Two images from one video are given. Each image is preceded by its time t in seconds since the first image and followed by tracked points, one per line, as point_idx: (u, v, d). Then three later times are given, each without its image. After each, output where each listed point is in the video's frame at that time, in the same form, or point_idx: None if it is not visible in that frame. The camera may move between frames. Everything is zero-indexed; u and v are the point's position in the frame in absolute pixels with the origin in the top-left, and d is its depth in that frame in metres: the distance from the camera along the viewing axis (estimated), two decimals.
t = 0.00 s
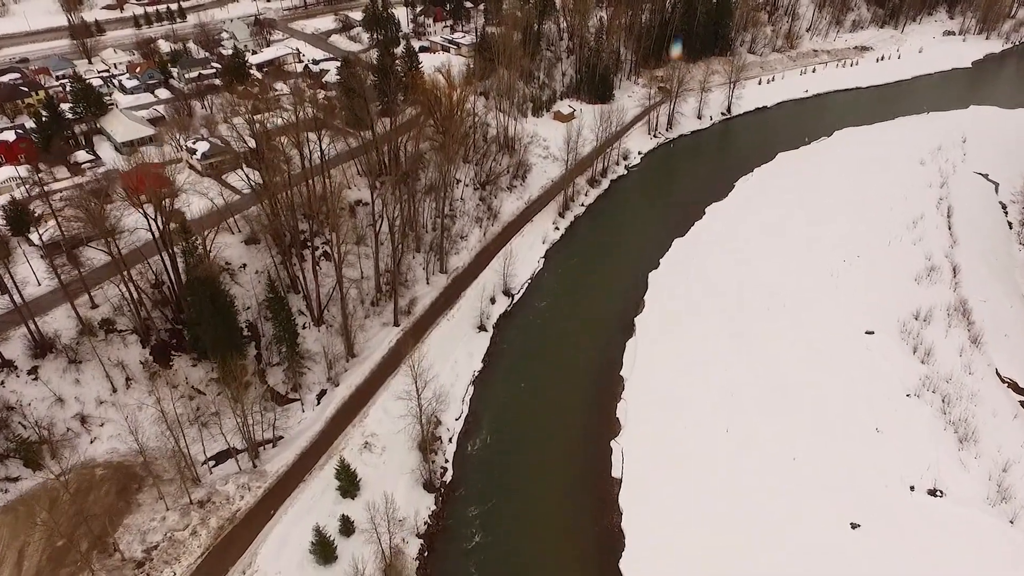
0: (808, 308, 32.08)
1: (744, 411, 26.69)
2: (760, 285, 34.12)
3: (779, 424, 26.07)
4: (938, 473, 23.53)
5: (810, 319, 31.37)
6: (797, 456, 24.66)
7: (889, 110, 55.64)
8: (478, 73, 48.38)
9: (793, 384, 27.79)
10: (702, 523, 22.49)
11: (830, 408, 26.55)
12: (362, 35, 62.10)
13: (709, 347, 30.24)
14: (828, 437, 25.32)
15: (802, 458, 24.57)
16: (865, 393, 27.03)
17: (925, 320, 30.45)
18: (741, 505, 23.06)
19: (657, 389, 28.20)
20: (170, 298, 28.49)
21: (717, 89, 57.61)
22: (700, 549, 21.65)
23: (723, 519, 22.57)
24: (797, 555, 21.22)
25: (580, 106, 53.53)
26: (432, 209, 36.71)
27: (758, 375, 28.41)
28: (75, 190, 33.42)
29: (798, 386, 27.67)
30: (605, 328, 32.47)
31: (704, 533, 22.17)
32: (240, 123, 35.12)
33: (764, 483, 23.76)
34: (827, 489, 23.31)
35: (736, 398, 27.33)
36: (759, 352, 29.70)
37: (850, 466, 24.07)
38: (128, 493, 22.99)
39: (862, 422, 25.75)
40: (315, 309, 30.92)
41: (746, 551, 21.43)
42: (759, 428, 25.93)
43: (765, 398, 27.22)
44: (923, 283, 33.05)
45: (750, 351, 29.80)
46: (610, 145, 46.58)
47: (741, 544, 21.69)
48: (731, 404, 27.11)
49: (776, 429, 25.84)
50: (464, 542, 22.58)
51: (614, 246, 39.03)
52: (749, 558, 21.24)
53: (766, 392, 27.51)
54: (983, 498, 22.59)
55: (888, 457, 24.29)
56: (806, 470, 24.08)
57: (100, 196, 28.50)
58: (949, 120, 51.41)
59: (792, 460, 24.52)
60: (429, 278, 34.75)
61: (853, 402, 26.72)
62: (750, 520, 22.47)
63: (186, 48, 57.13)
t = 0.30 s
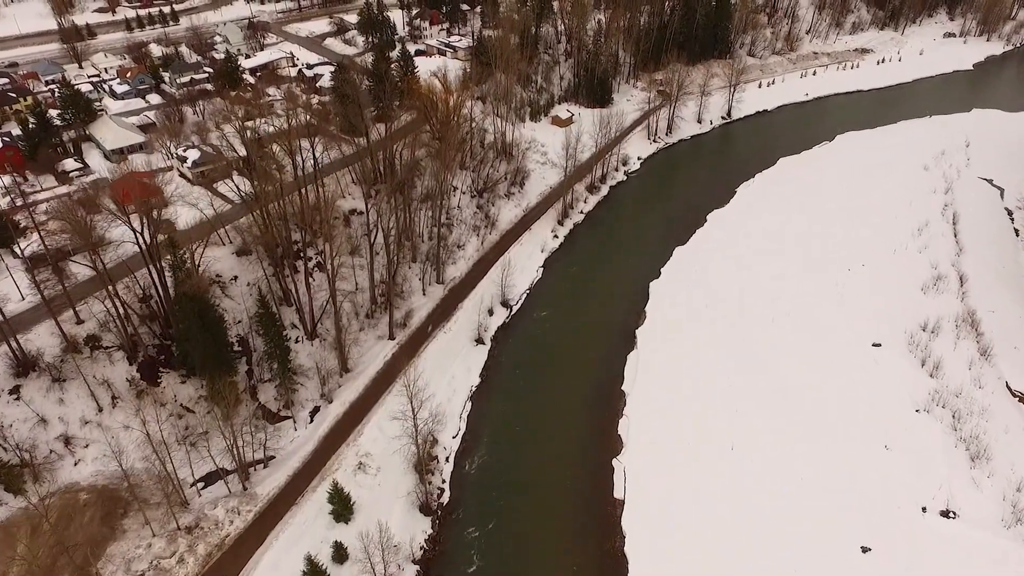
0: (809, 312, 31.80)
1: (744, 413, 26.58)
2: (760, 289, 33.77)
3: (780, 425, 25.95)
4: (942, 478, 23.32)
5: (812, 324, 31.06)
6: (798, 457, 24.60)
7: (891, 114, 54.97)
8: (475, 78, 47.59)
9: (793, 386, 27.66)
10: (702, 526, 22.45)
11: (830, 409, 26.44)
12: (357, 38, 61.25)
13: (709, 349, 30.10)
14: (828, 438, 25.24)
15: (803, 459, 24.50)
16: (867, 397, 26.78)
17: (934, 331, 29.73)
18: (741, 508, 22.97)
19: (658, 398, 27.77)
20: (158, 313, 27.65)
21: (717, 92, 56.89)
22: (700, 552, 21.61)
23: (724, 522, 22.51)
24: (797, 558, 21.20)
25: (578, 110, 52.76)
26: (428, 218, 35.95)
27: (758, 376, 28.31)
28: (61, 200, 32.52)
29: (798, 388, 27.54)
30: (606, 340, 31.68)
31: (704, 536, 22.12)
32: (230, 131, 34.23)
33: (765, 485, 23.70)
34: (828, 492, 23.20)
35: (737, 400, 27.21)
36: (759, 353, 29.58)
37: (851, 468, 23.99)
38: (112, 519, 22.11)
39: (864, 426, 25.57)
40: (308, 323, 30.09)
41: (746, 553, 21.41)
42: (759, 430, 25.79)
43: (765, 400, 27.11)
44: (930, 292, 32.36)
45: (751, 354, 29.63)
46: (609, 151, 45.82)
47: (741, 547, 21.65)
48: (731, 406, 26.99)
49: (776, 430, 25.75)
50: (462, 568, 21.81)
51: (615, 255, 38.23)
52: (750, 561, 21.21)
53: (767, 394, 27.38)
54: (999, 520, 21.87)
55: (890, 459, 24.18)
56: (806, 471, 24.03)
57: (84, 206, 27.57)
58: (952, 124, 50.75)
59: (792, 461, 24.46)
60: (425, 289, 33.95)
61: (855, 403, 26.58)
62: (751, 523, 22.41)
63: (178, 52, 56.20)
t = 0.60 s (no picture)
0: (811, 318, 31.62)
1: (745, 417, 26.58)
2: (762, 296, 33.54)
3: (780, 428, 25.99)
4: (944, 483, 23.25)
5: (815, 332, 30.73)
6: (798, 460, 24.61)
7: (894, 120, 54.34)
8: (472, 85, 46.87)
9: (794, 390, 27.63)
10: (702, 528, 22.52)
11: (831, 413, 26.42)
12: (353, 44, 60.50)
13: (710, 354, 30.04)
14: (829, 441, 25.27)
15: (804, 462, 24.52)
16: (870, 404, 26.62)
17: (943, 346, 29.02)
18: (742, 511, 22.99)
19: (661, 410, 27.33)
20: (146, 330, 26.84)
21: (718, 98, 56.24)
22: (700, 554, 21.68)
23: (724, 524, 22.57)
24: (797, 559, 21.25)
25: (577, 117, 52.05)
26: (426, 229, 35.18)
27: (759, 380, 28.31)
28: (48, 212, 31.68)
29: (800, 392, 27.51)
30: (607, 356, 30.91)
31: (705, 539, 22.14)
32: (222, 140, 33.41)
33: (764, 487, 23.74)
34: (829, 496, 23.22)
35: (737, 404, 27.20)
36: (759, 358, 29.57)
37: (851, 472, 24.00)
38: (97, 548, 21.25)
39: (865, 431, 25.51)
40: (302, 339, 29.30)
41: (746, 555, 21.46)
42: (760, 434, 25.79)
43: (766, 404, 27.10)
44: (939, 305, 31.66)
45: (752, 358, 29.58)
46: (609, 158, 45.11)
47: (741, 549, 21.69)
48: (732, 410, 26.95)
49: (776, 432, 25.80)
50: None
51: (616, 266, 37.49)
52: (750, 563, 21.25)
53: (767, 398, 27.38)
54: (1016, 545, 21.15)
55: (891, 463, 24.15)
56: (807, 473, 24.09)
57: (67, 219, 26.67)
58: (956, 130, 50.08)
59: (793, 463, 24.51)
60: (423, 302, 33.16)
61: (856, 407, 26.55)
62: (751, 525, 22.45)
63: (171, 58, 55.40)
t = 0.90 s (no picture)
0: (814, 327, 31.23)
1: (746, 423, 26.44)
2: (764, 305, 33.17)
3: (782, 435, 25.85)
4: (950, 496, 22.90)
5: (819, 343, 30.26)
6: (800, 467, 24.48)
7: (897, 127, 53.67)
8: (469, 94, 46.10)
9: (797, 396, 27.46)
10: (703, 533, 22.44)
11: (833, 419, 26.27)
12: (348, 51, 59.75)
13: (712, 362, 29.76)
14: (830, 447, 25.14)
15: (805, 469, 24.38)
16: (874, 413, 26.33)
17: (955, 364, 28.19)
18: (743, 516, 22.90)
19: (664, 424, 26.84)
20: (132, 352, 25.91)
21: (718, 105, 55.54)
22: (700, 559, 21.63)
23: (725, 530, 22.46)
24: (796, 563, 21.23)
25: (576, 125, 51.30)
26: (422, 243, 34.30)
27: (761, 387, 28.13)
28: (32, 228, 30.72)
29: (803, 398, 27.36)
30: (609, 375, 30.05)
31: (705, 545, 22.04)
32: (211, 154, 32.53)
33: (766, 492, 23.66)
34: (830, 503, 23.10)
35: (739, 410, 27.05)
36: (761, 364, 29.37)
37: (853, 479, 23.85)
38: None
39: (868, 438, 25.30)
40: (295, 359, 28.36)
41: (746, 560, 21.39)
42: (761, 439, 25.67)
43: (767, 409, 26.96)
44: (949, 320, 30.85)
45: (754, 364, 29.40)
46: (609, 168, 44.34)
47: (741, 555, 21.61)
48: (734, 417, 26.75)
49: (778, 437, 25.70)
50: None
51: (617, 280, 36.65)
52: (750, 568, 21.19)
53: (768, 404, 27.24)
54: None
55: (893, 471, 23.96)
56: (808, 479, 23.98)
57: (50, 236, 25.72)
58: (960, 138, 49.32)
59: (795, 468, 24.41)
60: (419, 319, 32.26)
61: (858, 414, 26.36)
62: (752, 530, 22.37)
63: (163, 66, 54.56)
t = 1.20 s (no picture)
0: (817, 336, 30.84)
1: (748, 431, 26.19)
2: (765, 313, 32.78)
3: (783, 443, 25.60)
4: (958, 510, 22.45)
5: (822, 353, 29.81)
6: (802, 476, 24.21)
7: (898, 134, 53.07)
8: (466, 101, 45.39)
9: (801, 403, 27.28)
10: (704, 538, 22.33)
11: (836, 428, 26.00)
12: (344, 57, 59.04)
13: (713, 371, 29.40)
14: (832, 455, 24.89)
15: (808, 478, 24.14)
16: (878, 424, 25.96)
17: (965, 379, 27.49)
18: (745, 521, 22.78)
19: (666, 437, 26.34)
20: (117, 373, 25.07)
21: (719, 112, 54.91)
22: (701, 564, 21.51)
23: (726, 538, 22.26)
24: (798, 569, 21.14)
25: (574, 132, 50.63)
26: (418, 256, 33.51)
27: (762, 395, 27.85)
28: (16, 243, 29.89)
29: (807, 404, 27.20)
30: (610, 391, 29.29)
31: (707, 551, 21.89)
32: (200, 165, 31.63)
33: (768, 497, 23.54)
34: (833, 512, 22.84)
35: (741, 417, 26.84)
36: (762, 372, 29.09)
37: (856, 488, 23.59)
38: None
39: (872, 448, 25.01)
40: (287, 378, 27.52)
41: (747, 566, 21.28)
42: (764, 446, 25.48)
43: (770, 416, 26.76)
44: (957, 333, 30.16)
45: (757, 371, 29.18)
46: (608, 177, 43.64)
47: (743, 560, 21.48)
48: (735, 426, 26.46)
49: (781, 444, 25.54)
50: None
51: (618, 292, 35.90)
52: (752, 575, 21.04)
53: (772, 412, 26.99)
54: None
55: (898, 480, 23.69)
56: (811, 488, 23.75)
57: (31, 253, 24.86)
58: (964, 145, 48.68)
59: (798, 474, 24.28)
60: (415, 334, 31.50)
61: (862, 422, 26.13)
62: (754, 538, 22.16)
63: (155, 73, 53.76)
